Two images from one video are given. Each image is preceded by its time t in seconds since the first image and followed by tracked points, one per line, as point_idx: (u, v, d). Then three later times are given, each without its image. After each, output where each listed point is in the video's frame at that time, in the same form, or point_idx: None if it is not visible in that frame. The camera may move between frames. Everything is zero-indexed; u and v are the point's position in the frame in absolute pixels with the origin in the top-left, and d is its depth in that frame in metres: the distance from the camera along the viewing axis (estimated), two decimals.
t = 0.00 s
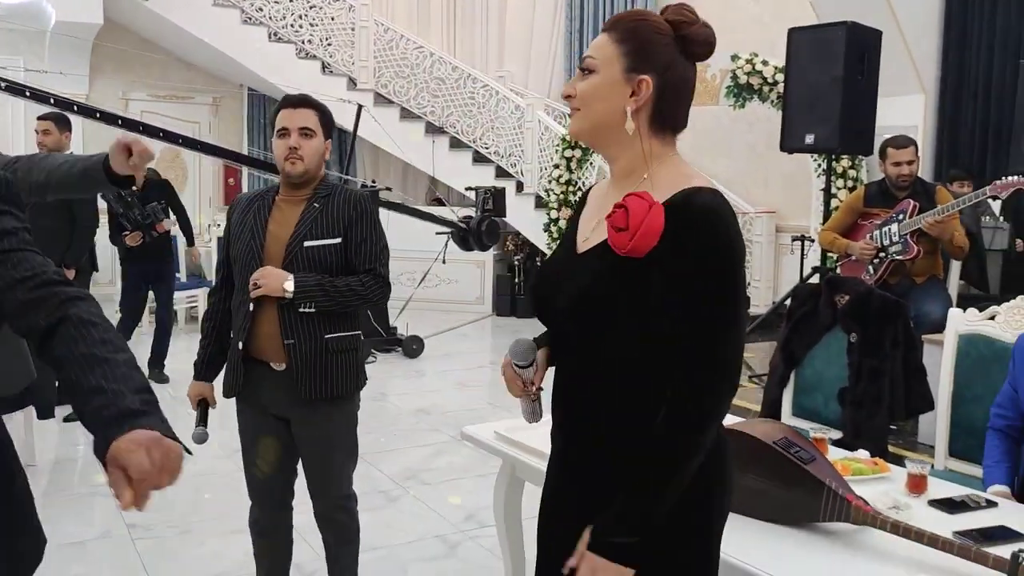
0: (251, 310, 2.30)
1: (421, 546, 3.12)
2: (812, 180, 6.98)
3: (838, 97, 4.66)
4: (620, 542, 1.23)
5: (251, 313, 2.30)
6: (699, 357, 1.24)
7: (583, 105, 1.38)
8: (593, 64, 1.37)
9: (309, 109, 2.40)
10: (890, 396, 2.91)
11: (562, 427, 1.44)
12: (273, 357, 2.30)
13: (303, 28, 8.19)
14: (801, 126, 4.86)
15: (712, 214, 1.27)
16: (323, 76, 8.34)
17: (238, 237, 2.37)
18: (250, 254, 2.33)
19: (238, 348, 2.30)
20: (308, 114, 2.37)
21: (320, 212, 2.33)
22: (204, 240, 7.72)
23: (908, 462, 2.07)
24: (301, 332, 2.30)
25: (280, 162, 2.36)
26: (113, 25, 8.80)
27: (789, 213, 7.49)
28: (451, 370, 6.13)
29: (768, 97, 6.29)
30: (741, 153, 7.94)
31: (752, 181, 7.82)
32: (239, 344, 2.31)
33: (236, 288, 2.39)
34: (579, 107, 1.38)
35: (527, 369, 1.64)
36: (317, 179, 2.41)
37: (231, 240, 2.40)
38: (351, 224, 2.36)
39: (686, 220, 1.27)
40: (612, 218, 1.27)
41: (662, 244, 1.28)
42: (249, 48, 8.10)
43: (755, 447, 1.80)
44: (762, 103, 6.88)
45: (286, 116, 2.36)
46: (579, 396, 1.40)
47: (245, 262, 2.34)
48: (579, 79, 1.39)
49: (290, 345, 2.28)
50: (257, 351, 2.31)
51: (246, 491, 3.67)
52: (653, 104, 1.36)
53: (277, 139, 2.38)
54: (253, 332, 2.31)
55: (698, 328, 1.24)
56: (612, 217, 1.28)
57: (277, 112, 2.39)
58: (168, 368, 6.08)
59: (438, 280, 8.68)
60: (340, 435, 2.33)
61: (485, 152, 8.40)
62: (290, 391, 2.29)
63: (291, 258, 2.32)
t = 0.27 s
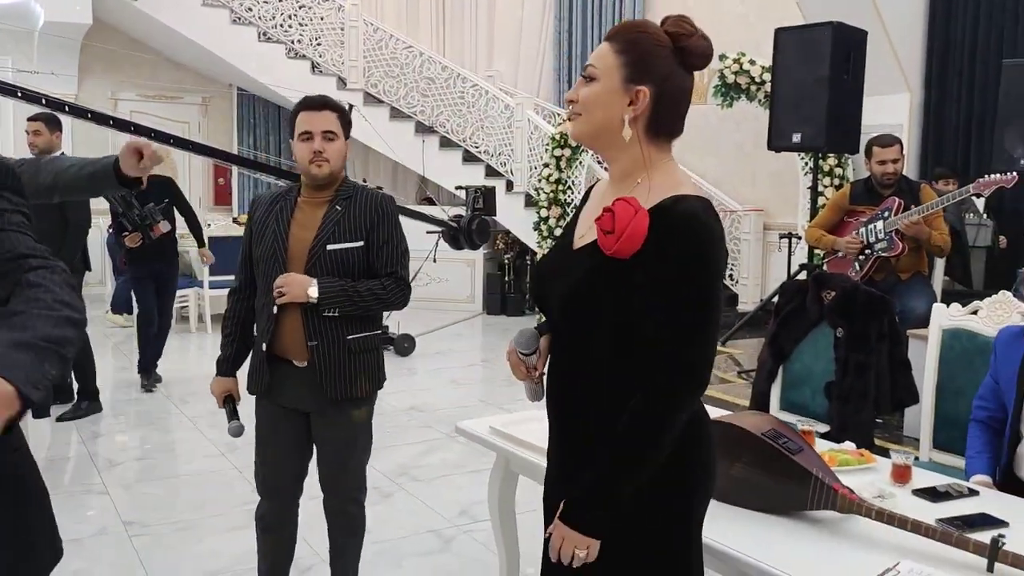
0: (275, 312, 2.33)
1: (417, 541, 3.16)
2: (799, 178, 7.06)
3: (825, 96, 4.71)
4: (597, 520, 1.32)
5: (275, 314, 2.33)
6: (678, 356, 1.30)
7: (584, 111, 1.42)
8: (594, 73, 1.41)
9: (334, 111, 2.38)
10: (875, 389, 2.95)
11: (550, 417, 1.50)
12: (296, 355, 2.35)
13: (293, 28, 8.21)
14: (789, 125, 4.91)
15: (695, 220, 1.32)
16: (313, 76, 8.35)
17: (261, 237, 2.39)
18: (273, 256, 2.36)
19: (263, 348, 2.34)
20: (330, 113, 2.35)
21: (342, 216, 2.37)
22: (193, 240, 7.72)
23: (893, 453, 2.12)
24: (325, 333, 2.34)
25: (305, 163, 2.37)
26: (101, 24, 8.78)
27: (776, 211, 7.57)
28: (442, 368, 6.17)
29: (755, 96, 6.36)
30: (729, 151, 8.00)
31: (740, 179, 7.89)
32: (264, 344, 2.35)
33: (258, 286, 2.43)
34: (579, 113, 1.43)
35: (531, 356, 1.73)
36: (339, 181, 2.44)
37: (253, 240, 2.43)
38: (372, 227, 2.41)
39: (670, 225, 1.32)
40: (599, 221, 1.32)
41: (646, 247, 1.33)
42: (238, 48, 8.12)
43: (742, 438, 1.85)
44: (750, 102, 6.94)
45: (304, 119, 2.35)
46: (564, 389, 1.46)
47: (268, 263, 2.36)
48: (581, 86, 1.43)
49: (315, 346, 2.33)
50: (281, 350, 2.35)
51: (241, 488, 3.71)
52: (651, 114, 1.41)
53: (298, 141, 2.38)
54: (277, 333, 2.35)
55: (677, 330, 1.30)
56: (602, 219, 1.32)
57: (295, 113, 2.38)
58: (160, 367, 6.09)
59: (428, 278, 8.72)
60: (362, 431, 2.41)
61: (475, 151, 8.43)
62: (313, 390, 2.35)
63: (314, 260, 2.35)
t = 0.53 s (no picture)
0: (287, 314, 2.37)
1: (411, 538, 3.18)
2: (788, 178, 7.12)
3: (812, 97, 4.76)
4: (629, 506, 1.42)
5: (287, 316, 2.37)
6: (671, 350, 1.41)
7: (574, 114, 1.51)
8: (590, 80, 1.49)
9: (348, 117, 2.42)
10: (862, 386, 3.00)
11: (543, 418, 1.60)
12: (308, 355, 2.38)
13: (284, 29, 8.23)
14: (777, 126, 4.96)
15: (676, 215, 1.43)
16: (304, 77, 8.36)
17: (274, 239, 2.42)
18: (284, 259, 2.39)
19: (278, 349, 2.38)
20: (347, 120, 2.39)
21: (353, 222, 2.39)
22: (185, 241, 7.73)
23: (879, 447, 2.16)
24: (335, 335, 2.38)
25: (325, 168, 2.40)
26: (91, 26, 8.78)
27: (765, 211, 7.63)
28: (435, 368, 6.20)
29: (744, 96, 6.42)
30: (718, 151, 8.06)
31: (729, 179, 7.95)
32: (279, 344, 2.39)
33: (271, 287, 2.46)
34: (568, 116, 1.52)
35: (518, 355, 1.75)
36: (353, 185, 2.47)
37: (266, 240, 2.46)
38: (382, 233, 2.43)
39: (657, 224, 1.43)
40: (590, 220, 1.41)
41: (636, 247, 1.43)
42: (229, 50, 8.14)
43: (729, 434, 1.89)
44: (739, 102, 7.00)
45: (320, 123, 2.38)
46: (560, 390, 1.55)
47: (281, 264, 2.39)
48: (572, 91, 1.52)
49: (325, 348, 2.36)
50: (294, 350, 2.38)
51: (235, 487, 3.73)
52: (639, 124, 1.51)
53: (315, 145, 2.40)
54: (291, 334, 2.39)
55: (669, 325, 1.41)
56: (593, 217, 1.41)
57: (309, 118, 2.41)
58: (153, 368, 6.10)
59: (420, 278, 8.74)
60: (369, 430, 2.45)
61: (466, 152, 8.46)
62: (322, 390, 2.39)
63: (325, 264, 2.38)
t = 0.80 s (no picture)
0: (282, 310, 2.40)
1: (405, 537, 3.20)
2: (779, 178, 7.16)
3: (804, 97, 4.79)
4: (643, 486, 1.47)
5: (283, 312, 2.40)
6: (676, 336, 1.47)
7: (569, 112, 1.55)
8: (586, 79, 1.54)
9: (348, 118, 2.44)
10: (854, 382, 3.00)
11: (542, 412, 1.64)
12: (303, 351, 2.42)
13: (276, 30, 8.22)
14: (769, 126, 4.98)
15: (672, 204, 1.50)
16: (297, 79, 8.36)
17: (273, 237, 2.45)
18: (282, 255, 2.41)
19: (274, 344, 2.42)
20: (347, 121, 2.42)
21: (350, 220, 2.41)
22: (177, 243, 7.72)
23: (869, 443, 2.18)
24: (331, 330, 2.40)
25: (324, 167, 2.42)
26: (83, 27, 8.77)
27: (758, 210, 7.66)
28: (428, 368, 6.21)
29: (736, 97, 6.44)
30: (710, 151, 8.09)
31: (722, 179, 7.98)
32: (275, 340, 2.43)
33: (269, 284, 2.48)
34: (561, 114, 1.56)
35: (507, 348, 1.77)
36: (351, 184, 2.50)
37: (265, 239, 2.49)
38: (380, 232, 2.44)
39: (659, 215, 1.49)
40: (596, 207, 1.46)
41: (639, 236, 1.49)
42: (222, 51, 8.14)
43: (727, 431, 1.89)
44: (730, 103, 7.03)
45: (321, 123, 2.40)
46: (560, 382, 1.60)
47: (278, 261, 2.42)
48: (564, 87, 1.56)
49: (320, 343, 2.39)
50: (289, 345, 2.43)
51: (229, 487, 3.74)
52: (631, 123, 1.57)
53: (314, 145, 2.42)
54: (287, 330, 2.42)
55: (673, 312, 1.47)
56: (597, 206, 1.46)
57: (311, 117, 2.43)
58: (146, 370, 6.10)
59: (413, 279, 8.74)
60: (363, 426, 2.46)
61: (459, 153, 8.48)
62: (319, 385, 2.41)
63: (322, 261, 2.39)
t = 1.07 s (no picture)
0: (271, 309, 2.41)
1: (400, 538, 3.20)
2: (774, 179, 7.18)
3: (798, 97, 4.80)
4: (644, 482, 1.48)
5: (271, 312, 2.41)
6: (678, 335, 1.48)
7: (568, 110, 1.55)
8: (586, 78, 1.54)
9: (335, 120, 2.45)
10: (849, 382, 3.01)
11: (538, 410, 1.63)
12: (291, 349, 2.43)
13: (272, 31, 8.22)
14: (763, 127, 4.98)
15: (672, 204, 1.50)
16: (292, 80, 8.34)
17: (262, 237, 2.46)
18: (271, 255, 2.42)
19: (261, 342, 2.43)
20: (334, 122, 2.42)
21: (339, 219, 2.42)
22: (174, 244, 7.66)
23: (863, 444, 2.18)
24: (319, 327, 2.39)
25: (308, 168, 2.43)
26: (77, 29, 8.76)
27: (752, 211, 7.67)
28: (424, 369, 6.21)
29: (731, 98, 6.46)
30: (705, 151, 8.11)
31: (716, 180, 7.99)
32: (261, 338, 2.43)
33: (257, 283, 2.49)
34: (561, 112, 1.56)
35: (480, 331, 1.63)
36: (337, 185, 2.50)
37: (253, 239, 2.49)
38: (368, 232, 2.44)
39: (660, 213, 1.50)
40: (603, 202, 1.45)
41: (643, 233, 1.50)
42: (217, 53, 8.13)
43: (720, 431, 1.91)
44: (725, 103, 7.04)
45: (307, 125, 2.41)
46: (558, 381, 1.60)
47: (266, 262, 2.43)
48: (563, 86, 1.56)
49: (308, 340, 2.39)
50: (277, 343, 2.45)
51: (223, 489, 3.73)
52: (629, 124, 1.58)
53: (301, 147, 2.44)
54: (275, 328, 2.43)
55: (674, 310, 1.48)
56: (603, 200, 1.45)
57: (298, 119, 2.43)
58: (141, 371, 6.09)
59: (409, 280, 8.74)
60: (351, 426, 2.45)
61: (454, 153, 8.48)
62: (307, 381, 2.41)
63: (311, 261, 2.39)
